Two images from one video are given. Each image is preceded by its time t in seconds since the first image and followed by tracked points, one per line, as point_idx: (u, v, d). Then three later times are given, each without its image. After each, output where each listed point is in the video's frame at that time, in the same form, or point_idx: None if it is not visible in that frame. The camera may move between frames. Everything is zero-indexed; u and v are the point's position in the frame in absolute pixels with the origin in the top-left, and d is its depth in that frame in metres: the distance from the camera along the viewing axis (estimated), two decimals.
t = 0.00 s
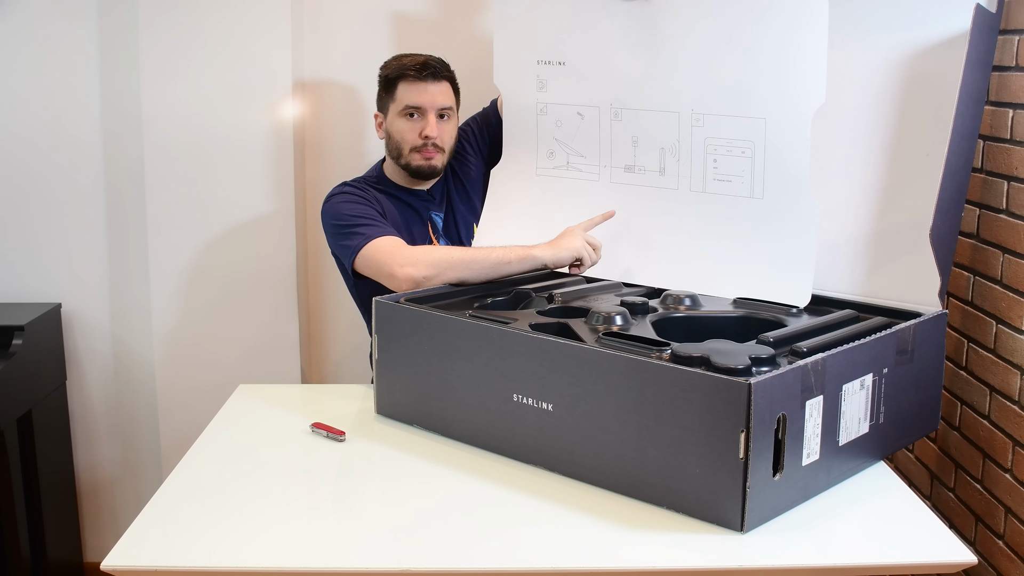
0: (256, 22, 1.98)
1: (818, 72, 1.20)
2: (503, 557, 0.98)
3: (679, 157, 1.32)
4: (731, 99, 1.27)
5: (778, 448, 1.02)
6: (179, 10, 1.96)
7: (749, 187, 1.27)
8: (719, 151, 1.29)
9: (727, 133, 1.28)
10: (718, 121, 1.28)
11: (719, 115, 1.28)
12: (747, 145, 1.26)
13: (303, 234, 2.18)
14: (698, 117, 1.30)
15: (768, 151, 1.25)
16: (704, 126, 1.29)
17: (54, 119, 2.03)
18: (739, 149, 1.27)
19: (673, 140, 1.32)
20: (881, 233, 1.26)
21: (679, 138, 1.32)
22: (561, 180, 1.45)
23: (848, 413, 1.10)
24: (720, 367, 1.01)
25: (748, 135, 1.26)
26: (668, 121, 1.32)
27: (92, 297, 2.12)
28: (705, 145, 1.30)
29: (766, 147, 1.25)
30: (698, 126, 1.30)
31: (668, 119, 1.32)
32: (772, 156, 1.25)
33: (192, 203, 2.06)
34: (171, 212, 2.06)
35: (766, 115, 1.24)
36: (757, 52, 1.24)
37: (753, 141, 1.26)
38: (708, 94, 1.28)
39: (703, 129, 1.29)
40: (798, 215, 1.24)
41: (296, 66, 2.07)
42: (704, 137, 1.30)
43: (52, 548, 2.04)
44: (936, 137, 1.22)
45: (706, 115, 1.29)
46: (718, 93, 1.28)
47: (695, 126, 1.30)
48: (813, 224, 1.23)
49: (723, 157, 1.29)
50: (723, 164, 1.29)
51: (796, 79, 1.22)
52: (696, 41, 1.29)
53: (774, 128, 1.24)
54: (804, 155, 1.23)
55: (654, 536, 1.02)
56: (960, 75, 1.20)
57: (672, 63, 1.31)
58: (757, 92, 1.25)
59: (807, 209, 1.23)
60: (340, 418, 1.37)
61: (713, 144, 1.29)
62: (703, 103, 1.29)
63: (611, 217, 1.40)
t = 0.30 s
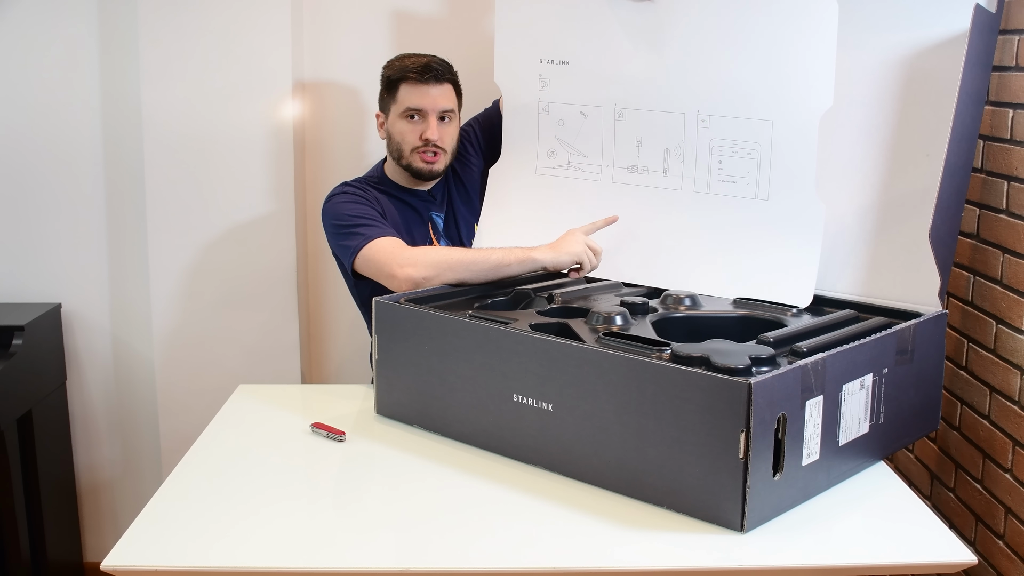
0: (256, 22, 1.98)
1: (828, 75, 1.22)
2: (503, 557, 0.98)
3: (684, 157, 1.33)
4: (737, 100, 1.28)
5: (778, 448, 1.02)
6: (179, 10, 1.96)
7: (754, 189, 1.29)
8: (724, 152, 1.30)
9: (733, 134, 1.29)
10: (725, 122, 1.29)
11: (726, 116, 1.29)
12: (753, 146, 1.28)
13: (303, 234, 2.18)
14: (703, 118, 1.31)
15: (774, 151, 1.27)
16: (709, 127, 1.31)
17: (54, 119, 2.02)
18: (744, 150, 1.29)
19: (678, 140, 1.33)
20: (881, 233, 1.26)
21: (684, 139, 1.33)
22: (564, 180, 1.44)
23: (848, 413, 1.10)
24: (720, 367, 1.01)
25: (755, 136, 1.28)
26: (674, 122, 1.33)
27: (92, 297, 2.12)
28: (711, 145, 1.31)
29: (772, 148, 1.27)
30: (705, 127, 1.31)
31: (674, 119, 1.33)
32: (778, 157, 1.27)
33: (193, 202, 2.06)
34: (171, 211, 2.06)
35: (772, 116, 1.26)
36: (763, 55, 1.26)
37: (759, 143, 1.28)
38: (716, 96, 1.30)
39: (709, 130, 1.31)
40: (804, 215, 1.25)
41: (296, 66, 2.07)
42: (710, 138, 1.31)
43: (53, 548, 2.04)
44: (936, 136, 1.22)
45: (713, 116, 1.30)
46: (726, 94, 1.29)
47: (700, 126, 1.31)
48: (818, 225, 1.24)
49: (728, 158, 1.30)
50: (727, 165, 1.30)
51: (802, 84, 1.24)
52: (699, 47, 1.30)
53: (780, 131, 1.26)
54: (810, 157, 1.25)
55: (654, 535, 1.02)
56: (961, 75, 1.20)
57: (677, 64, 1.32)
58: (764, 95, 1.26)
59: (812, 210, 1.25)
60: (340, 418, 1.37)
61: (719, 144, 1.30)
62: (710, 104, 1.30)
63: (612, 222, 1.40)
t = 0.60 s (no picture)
0: (256, 21, 1.98)
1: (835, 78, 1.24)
2: (503, 557, 0.98)
3: (687, 159, 1.33)
4: (740, 103, 1.29)
5: (778, 448, 1.02)
6: (179, 10, 1.96)
7: (758, 193, 1.30)
8: (728, 155, 1.31)
9: (737, 137, 1.30)
10: (729, 125, 1.30)
11: (729, 118, 1.30)
12: (758, 150, 1.29)
13: (303, 234, 2.18)
14: (707, 120, 1.32)
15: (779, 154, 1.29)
16: (712, 129, 1.32)
17: (54, 119, 2.02)
18: (749, 153, 1.30)
19: (681, 141, 1.33)
20: (881, 233, 1.26)
21: (687, 140, 1.33)
22: (562, 181, 1.44)
23: (848, 413, 1.10)
24: (720, 367, 1.01)
25: (761, 140, 1.29)
26: (677, 123, 1.33)
27: (92, 297, 2.11)
28: (715, 148, 1.32)
29: (776, 152, 1.29)
30: (709, 129, 1.32)
31: (677, 120, 1.33)
32: (781, 161, 1.29)
33: (193, 202, 2.06)
34: (171, 211, 2.06)
35: (777, 120, 1.28)
36: (767, 61, 1.27)
37: (762, 146, 1.29)
38: (720, 99, 1.30)
39: (712, 132, 1.32)
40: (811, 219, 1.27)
41: (296, 65, 2.07)
42: (714, 139, 1.32)
43: (53, 547, 2.04)
44: (936, 137, 1.22)
45: (716, 118, 1.31)
46: (730, 97, 1.30)
47: (704, 128, 1.32)
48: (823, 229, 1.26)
49: (732, 161, 1.31)
50: (731, 167, 1.31)
51: (805, 90, 1.26)
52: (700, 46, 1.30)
53: (784, 135, 1.28)
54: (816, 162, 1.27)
55: (653, 535, 1.02)
56: (961, 76, 1.21)
57: (680, 66, 1.32)
58: (768, 100, 1.28)
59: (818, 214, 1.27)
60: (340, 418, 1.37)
61: (723, 147, 1.31)
62: (714, 105, 1.31)
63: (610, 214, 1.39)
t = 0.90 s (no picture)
0: (256, 21, 1.98)
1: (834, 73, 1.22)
2: (503, 557, 0.98)
3: (687, 158, 1.33)
4: (739, 101, 1.28)
5: (778, 448, 1.02)
6: (179, 10, 1.96)
7: (757, 190, 1.29)
8: (727, 153, 1.30)
9: (736, 135, 1.29)
10: (728, 123, 1.29)
11: (728, 116, 1.29)
12: (757, 148, 1.28)
13: (303, 234, 2.18)
14: (706, 119, 1.31)
15: (778, 151, 1.27)
16: (711, 127, 1.31)
17: (55, 119, 2.02)
18: (748, 150, 1.28)
19: (681, 140, 1.33)
20: (881, 233, 1.26)
21: (687, 139, 1.32)
22: (562, 181, 1.44)
23: (848, 413, 1.10)
24: (720, 367, 1.01)
25: (760, 137, 1.27)
26: (676, 122, 1.33)
27: (92, 297, 2.11)
28: (714, 146, 1.31)
29: (775, 149, 1.27)
30: (708, 127, 1.31)
31: (676, 119, 1.33)
32: (780, 158, 1.27)
33: (193, 202, 2.06)
34: (172, 211, 2.06)
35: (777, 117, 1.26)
36: (765, 57, 1.26)
37: (762, 143, 1.28)
38: (719, 97, 1.30)
39: (711, 130, 1.31)
40: (810, 217, 1.25)
41: (296, 66, 2.07)
42: (713, 137, 1.31)
43: (53, 546, 2.04)
44: (936, 136, 1.22)
45: (715, 117, 1.30)
46: (729, 94, 1.29)
47: (703, 127, 1.31)
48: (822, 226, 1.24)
49: (731, 159, 1.30)
50: (730, 165, 1.30)
51: (805, 92, 1.24)
52: (700, 45, 1.30)
53: (784, 132, 1.26)
54: (813, 159, 1.25)
55: (653, 535, 1.02)
56: (962, 75, 1.21)
57: (680, 65, 1.32)
58: (767, 97, 1.26)
59: (818, 212, 1.24)
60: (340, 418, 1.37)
61: (722, 144, 1.30)
62: (714, 104, 1.30)
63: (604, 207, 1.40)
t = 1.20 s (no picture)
0: (255, 21, 1.98)
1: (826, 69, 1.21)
2: (504, 557, 0.98)
3: (684, 157, 1.33)
4: (735, 100, 1.28)
5: (778, 448, 1.02)
6: (178, 9, 1.96)
7: (752, 188, 1.28)
8: (722, 151, 1.30)
9: (731, 133, 1.29)
10: (723, 120, 1.29)
11: (723, 114, 1.29)
12: (751, 146, 1.28)
13: (303, 234, 2.18)
14: (702, 117, 1.31)
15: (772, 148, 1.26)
16: (707, 125, 1.30)
17: (54, 118, 2.02)
18: (742, 148, 1.28)
19: (677, 139, 1.33)
20: (881, 232, 1.27)
21: (683, 138, 1.32)
22: (562, 181, 1.44)
23: (848, 413, 1.10)
24: (720, 367, 1.01)
25: (753, 134, 1.27)
26: (675, 121, 1.33)
27: (92, 297, 2.11)
28: (710, 144, 1.31)
29: (769, 147, 1.27)
30: (703, 125, 1.31)
31: (674, 118, 1.33)
32: (774, 157, 1.26)
33: (192, 201, 2.05)
34: (171, 211, 2.06)
35: (771, 114, 1.26)
36: (760, 54, 1.25)
37: (757, 141, 1.27)
38: (715, 96, 1.29)
39: (707, 128, 1.30)
40: (803, 215, 1.24)
41: (296, 65, 2.07)
42: (708, 135, 1.30)
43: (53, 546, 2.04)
44: (936, 136, 1.22)
45: (710, 114, 1.30)
46: (724, 93, 1.29)
47: (699, 124, 1.31)
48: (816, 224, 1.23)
49: (726, 157, 1.29)
50: (725, 163, 1.29)
51: (800, 89, 1.23)
52: (700, 44, 1.30)
53: (778, 128, 1.26)
54: (805, 157, 1.24)
55: (653, 535, 1.02)
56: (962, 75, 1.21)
57: (680, 65, 1.32)
58: (762, 93, 1.26)
59: (811, 211, 1.24)
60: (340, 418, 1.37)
61: (718, 142, 1.30)
62: (709, 101, 1.30)
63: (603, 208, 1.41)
